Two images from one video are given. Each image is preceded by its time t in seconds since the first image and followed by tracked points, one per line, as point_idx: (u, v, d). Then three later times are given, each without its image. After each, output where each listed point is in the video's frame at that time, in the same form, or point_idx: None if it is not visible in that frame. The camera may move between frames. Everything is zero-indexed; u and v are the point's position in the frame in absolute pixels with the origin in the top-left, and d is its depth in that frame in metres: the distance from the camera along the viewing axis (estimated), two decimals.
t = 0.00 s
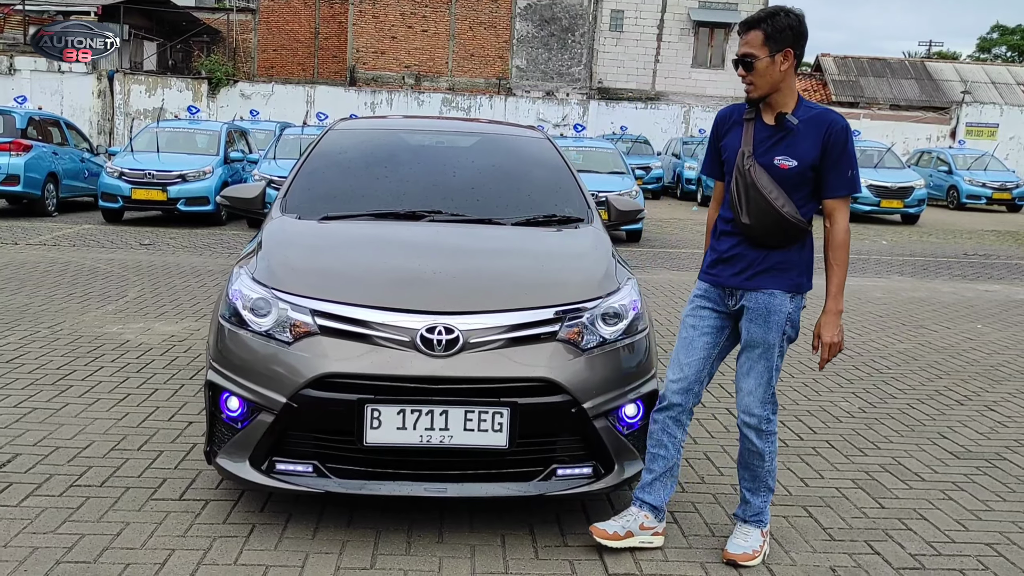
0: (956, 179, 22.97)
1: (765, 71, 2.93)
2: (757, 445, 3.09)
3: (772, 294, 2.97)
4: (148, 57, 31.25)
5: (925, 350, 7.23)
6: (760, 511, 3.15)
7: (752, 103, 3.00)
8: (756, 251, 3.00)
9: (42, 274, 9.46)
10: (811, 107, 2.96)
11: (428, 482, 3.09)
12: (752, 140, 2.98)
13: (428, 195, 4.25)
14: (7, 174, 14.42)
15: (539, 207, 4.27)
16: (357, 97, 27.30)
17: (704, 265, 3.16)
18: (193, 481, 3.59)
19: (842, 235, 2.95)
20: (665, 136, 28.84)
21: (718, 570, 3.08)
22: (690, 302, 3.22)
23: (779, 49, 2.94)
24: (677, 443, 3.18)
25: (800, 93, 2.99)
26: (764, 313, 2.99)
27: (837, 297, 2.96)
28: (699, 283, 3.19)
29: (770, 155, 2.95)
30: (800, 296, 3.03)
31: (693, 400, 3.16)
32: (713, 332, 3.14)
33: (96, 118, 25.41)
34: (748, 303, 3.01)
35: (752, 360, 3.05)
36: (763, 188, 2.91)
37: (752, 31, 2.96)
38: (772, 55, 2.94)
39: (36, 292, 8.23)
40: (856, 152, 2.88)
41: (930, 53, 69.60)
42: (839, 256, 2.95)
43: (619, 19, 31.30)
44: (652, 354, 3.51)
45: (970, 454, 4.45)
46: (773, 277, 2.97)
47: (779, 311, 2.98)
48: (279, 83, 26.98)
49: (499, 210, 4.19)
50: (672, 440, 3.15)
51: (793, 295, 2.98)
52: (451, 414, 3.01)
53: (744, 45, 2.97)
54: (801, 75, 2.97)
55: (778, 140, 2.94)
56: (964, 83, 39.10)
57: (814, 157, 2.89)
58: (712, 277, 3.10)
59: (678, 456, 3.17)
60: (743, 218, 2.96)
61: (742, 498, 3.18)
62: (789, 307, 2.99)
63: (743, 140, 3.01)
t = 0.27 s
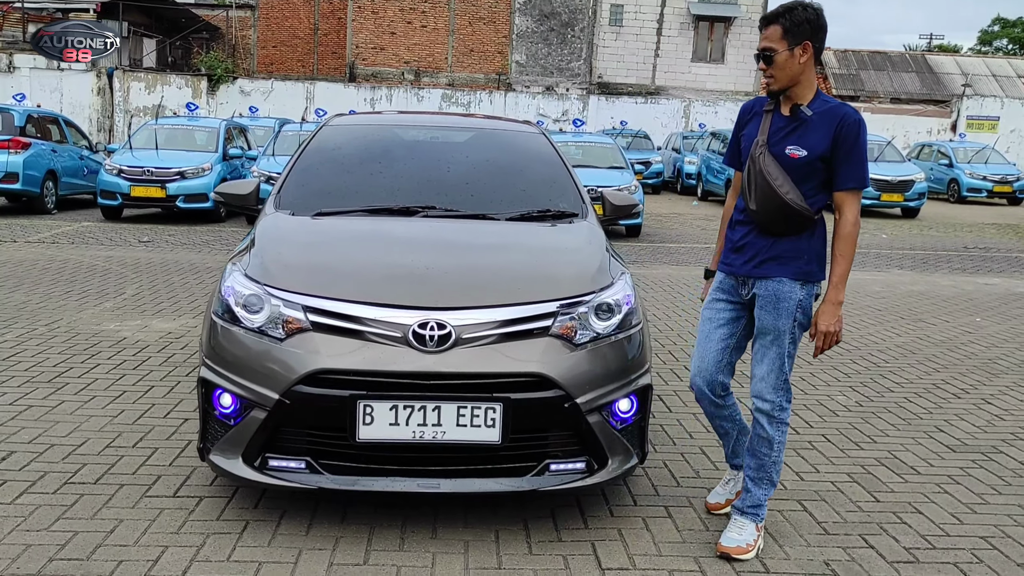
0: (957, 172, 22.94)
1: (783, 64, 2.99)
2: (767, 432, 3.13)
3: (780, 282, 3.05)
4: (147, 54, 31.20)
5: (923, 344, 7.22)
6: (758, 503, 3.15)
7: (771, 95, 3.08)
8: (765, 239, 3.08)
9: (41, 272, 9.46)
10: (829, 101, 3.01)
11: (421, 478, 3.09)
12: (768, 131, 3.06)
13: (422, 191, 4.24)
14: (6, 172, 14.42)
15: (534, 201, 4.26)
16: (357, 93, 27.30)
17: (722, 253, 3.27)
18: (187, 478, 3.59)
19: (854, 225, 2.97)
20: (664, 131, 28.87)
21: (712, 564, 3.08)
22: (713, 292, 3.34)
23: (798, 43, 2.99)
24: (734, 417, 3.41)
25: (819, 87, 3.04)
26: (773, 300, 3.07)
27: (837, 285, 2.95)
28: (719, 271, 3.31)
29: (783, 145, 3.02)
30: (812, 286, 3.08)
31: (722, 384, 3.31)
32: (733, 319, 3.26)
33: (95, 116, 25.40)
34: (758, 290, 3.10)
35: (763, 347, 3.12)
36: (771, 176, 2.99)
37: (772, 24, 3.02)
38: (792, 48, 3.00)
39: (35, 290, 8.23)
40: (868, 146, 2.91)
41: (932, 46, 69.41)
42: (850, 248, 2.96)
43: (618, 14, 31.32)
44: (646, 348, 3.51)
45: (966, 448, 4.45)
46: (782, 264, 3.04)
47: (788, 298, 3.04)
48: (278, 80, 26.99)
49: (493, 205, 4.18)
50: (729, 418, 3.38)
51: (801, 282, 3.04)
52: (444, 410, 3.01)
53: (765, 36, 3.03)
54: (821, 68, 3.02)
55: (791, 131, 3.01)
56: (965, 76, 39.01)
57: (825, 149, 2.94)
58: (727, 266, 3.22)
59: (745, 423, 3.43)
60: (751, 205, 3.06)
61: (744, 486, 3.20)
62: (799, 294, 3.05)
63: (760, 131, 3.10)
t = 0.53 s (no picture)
0: (958, 165, 22.89)
1: (788, 66, 3.07)
2: (768, 422, 3.15)
3: (785, 276, 3.15)
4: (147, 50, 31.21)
5: (920, 337, 7.21)
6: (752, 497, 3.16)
7: (777, 96, 3.16)
8: (773, 236, 3.18)
9: (39, 269, 9.46)
10: (832, 100, 3.10)
11: (411, 475, 3.08)
12: (774, 130, 3.15)
13: (414, 187, 4.23)
14: (5, 170, 14.42)
15: (527, 197, 4.24)
16: (357, 89, 27.31)
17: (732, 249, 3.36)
18: (180, 475, 3.59)
19: (852, 219, 3.05)
20: (665, 125, 28.82)
21: (703, 559, 3.06)
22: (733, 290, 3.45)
23: (802, 45, 3.07)
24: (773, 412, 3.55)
25: (821, 88, 3.14)
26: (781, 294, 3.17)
27: (814, 266, 3.00)
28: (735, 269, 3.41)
29: (789, 143, 3.10)
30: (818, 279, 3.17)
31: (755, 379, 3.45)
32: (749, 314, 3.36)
33: (95, 112, 25.40)
34: (766, 283, 3.19)
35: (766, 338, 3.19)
36: (777, 174, 3.08)
37: (777, 27, 3.10)
38: (796, 50, 3.08)
39: (33, 288, 8.24)
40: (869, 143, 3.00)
41: (933, 39, 69.33)
42: (839, 236, 3.02)
43: (618, 8, 31.23)
44: (638, 343, 3.51)
45: (960, 442, 4.44)
46: (788, 259, 3.14)
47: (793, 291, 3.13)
48: (278, 76, 27.01)
49: (486, 200, 4.17)
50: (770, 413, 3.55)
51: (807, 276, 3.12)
52: (434, 406, 3.00)
53: (771, 39, 3.11)
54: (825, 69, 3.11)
55: (796, 130, 3.09)
56: (967, 68, 38.91)
57: (828, 146, 3.03)
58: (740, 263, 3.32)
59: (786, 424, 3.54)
60: (759, 202, 3.15)
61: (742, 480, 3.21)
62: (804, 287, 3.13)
63: (766, 130, 3.18)
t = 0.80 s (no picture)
0: (959, 159, 22.84)
1: (789, 69, 3.17)
2: (773, 406, 3.29)
3: (793, 267, 3.27)
4: (148, 48, 31.21)
5: (917, 332, 7.20)
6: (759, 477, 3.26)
7: (780, 97, 3.27)
8: (782, 230, 3.30)
9: (37, 267, 9.47)
10: (832, 98, 3.20)
11: (399, 471, 3.08)
12: (780, 130, 3.26)
13: (405, 184, 4.22)
14: (4, 167, 14.43)
15: (518, 192, 4.24)
16: (357, 85, 27.32)
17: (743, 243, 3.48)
18: (170, 472, 3.59)
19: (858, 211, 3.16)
20: (665, 120, 28.80)
21: (692, 555, 3.06)
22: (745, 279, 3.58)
23: (802, 48, 3.17)
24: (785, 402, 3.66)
25: (822, 86, 3.24)
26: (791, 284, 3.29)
27: (828, 260, 3.16)
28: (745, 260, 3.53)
29: (793, 142, 3.22)
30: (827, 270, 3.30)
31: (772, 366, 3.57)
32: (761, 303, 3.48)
33: (96, 110, 25.40)
34: (774, 274, 3.32)
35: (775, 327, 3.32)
36: (783, 173, 3.20)
37: (776, 32, 3.20)
38: (796, 53, 3.17)
39: (31, 285, 8.25)
40: (870, 137, 3.11)
41: (935, 33, 69.12)
42: (847, 229, 3.15)
43: (619, 3, 31.19)
44: (628, 339, 3.51)
45: (954, 437, 4.43)
46: (796, 252, 3.26)
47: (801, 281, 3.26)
48: (278, 73, 27.02)
49: (478, 196, 4.17)
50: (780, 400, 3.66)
51: (816, 267, 3.25)
52: (421, 403, 3.00)
53: (770, 44, 3.21)
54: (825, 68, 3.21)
55: (799, 129, 3.21)
56: (968, 62, 38.81)
57: (831, 142, 3.14)
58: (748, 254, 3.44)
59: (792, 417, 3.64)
60: (767, 200, 3.28)
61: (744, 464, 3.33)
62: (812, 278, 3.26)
63: (771, 130, 3.30)
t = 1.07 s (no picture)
0: (962, 155, 22.79)
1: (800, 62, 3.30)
2: (807, 394, 3.40)
3: (807, 256, 3.36)
4: (150, 45, 31.23)
5: (916, 328, 7.19)
6: (826, 451, 3.49)
7: (788, 91, 3.39)
8: (794, 219, 3.40)
9: (36, 265, 9.48)
10: (838, 89, 3.34)
11: (390, 470, 3.08)
12: (788, 123, 3.39)
13: (398, 182, 4.21)
14: (5, 166, 14.45)
15: (512, 190, 4.23)
16: (358, 83, 27.33)
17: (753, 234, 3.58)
18: (164, 471, 3.60)
19: (871, 197, 3.31)
20: (667, 117, 28.75)
21: (683, 552, 3.06)
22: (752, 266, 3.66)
23: (813, 44, 3.30)
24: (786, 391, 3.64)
25: (828, 79, 3.37)
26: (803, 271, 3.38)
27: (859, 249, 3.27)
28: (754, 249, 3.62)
29: (802, 132, 3.34)
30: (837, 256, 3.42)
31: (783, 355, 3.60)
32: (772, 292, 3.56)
33: (97, 108, 25.40)
34: (788, 263, 3.41)
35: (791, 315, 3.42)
36: (794, 162, 3.31)
37: (786, 28, 3.33)
38: (809, 49, 3.30)
39: (29, 283, 8.26)
40: (877, 126, 3.24)
41: (939, 28, 68.92)
42: (867, 217, 3.30)
43: None
44: (619, 336, 3.51)
45: (949, 434, 4.43)
46: (808, 241, 3.36)
47: (815, 271, 3.36)
48: (280, 70, 27.03)
49: (471, 194, 4.17)
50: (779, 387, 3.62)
51: (828, 256, 3.37)
52: (412, 402, 3.00)
53: (781, 40, 3.33)
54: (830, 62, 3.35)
55: (807, 120, 3.33)
56: (971, 58, 38.71)
57: (839, 130, 3.26)
58: (758, 243, 3.53)
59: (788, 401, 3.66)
60: (778, 189, 3.38)
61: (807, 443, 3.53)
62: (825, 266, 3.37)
63: (780, 123, 3.41)
